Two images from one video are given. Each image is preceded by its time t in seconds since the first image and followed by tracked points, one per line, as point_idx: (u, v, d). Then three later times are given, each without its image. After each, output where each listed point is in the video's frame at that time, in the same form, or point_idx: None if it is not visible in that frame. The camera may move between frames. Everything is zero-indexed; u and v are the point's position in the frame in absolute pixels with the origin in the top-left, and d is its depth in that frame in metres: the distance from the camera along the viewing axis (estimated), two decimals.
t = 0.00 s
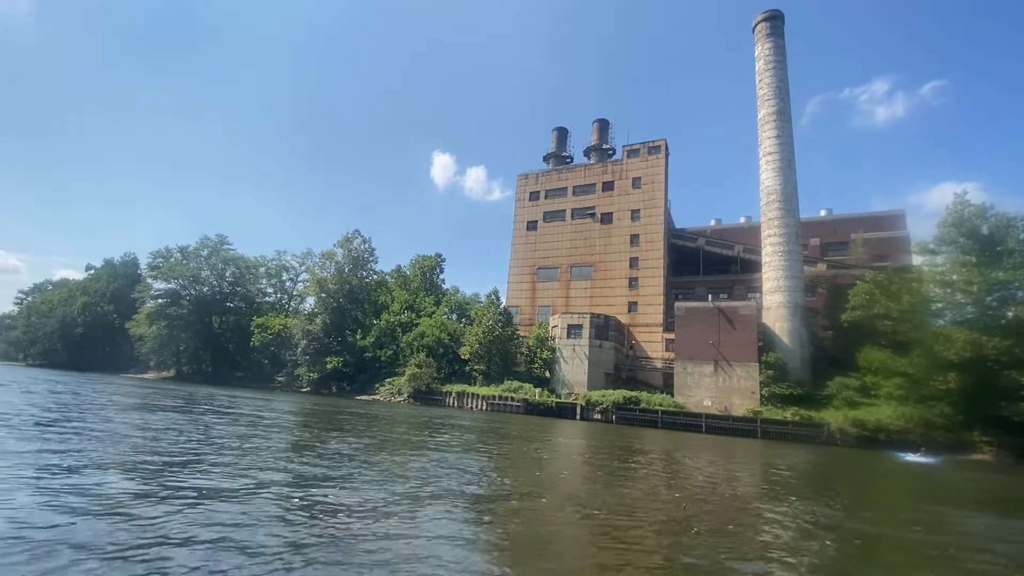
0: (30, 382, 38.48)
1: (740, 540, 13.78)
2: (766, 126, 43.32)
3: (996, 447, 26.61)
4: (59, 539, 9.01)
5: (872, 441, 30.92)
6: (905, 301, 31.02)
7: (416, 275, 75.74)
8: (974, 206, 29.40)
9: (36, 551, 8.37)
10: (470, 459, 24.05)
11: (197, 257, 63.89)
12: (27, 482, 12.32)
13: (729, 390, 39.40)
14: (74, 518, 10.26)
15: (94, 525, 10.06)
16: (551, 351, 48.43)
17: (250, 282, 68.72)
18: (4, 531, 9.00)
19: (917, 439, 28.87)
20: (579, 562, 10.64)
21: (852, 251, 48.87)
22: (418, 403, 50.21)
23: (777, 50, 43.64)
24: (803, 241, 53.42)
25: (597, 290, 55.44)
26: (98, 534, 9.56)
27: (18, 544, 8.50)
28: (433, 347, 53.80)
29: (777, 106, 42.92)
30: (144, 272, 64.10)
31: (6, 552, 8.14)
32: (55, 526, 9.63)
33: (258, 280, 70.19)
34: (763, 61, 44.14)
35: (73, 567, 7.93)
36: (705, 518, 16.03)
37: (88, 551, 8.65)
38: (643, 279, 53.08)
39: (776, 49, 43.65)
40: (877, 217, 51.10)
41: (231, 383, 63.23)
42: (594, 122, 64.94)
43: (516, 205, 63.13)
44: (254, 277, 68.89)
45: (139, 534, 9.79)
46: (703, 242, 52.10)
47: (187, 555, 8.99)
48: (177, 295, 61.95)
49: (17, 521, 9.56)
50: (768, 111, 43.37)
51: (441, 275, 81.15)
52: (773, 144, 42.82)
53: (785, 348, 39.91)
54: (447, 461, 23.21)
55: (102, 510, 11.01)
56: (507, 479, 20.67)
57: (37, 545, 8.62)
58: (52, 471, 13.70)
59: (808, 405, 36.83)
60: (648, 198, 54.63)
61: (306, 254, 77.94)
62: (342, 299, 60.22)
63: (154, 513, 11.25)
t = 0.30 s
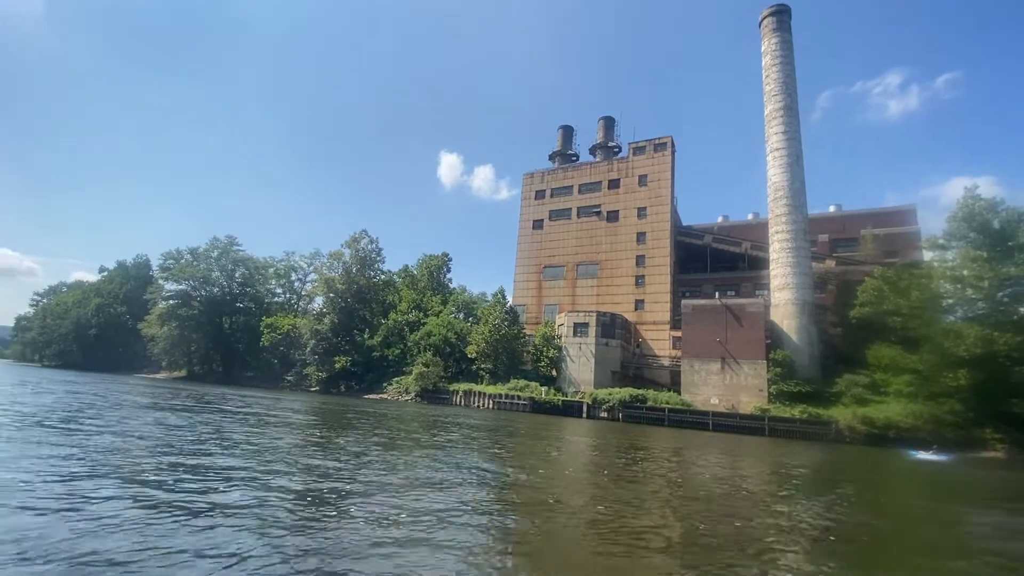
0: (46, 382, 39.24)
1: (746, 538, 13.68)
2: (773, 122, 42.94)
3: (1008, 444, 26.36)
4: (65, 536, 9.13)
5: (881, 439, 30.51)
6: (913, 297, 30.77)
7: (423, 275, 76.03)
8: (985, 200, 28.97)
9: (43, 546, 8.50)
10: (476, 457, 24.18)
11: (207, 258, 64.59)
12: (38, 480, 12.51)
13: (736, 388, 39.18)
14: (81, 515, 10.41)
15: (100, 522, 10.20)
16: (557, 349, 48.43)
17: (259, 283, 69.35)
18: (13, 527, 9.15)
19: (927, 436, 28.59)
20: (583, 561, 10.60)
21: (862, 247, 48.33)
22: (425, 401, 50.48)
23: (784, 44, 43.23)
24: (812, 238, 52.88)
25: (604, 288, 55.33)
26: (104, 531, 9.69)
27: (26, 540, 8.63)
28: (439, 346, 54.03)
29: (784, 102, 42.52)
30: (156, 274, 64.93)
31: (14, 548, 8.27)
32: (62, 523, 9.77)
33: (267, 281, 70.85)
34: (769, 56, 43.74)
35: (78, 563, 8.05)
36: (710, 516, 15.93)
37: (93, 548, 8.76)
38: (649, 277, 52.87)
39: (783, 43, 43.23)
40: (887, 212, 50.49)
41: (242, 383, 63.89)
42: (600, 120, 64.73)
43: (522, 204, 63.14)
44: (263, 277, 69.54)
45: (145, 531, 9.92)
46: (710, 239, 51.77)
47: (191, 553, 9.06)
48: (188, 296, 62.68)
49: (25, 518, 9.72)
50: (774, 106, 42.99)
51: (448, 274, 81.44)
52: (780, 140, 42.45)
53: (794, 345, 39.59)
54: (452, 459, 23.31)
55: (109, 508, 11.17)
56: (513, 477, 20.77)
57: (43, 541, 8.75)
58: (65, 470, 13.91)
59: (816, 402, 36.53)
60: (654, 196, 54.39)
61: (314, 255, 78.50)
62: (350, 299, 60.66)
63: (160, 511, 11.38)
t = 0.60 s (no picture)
0: (64, 382, 40.08)
1: (755, 536, 13.58)
2: (782, 116, 42.45)
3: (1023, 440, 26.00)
4: (80, 533, 9.29)
5: (893, 436, 29.90)
6: (925, 292, 30.00)
7: (431, 273, 76.37)
8: (999, 193, 28.43)
9: (58, 542, 8.69)
10: (483, 454, 24.31)
11: (219, 259, 65.39)
12: (55, 479, 12.76)
13: (745, 385, 38.92)
14: (94, 513, 10.59)
15: (114, 518, 10.39)
16: (565, 347, 48.40)
17: (270, 283, 70.13)
18: (28, 524, 9.33)
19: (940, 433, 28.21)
20: (590, 559, 10.59)
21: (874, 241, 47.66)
22: (434, 399, 50.82)
23: (792, 37, 42.68)
24: (822, 232, 52.26)
25: (611, 285, 55.16)
26: (117, 528, 9.85)
27: (42, 537, 8.81)
28: (448, 344, 54.28)
29: (793, 95, 42.02)
30: (169, 275, 65.90)
31: (30, 544, 8.46)
32: (77, 521, 9.96)
33: (278, 281, 71.61)
34: (778, 49, 43.21)
35: (92, 558, 8.21)
36: (719, 514, 15.85)
37: (107, 546, 8.90)
38: (658, 273, 52.61)
39: (792, 36, 42.69)
40: (899, 205, 49.73)
41: (254, 381, 64.76)
42: (607, 116, 64.42)
43: (529, 201, 63.11)
44: (274, 277, 70.29)
45: (157, 529, 10.07)
46: (719, 235, 51.37)
47: (202, 550, 9.18)
48: (201, 296, 63.51)
49: (42, 515, 9.97)
50: (783, 100, 42.49)
51: (456, 273, 81.73)
52: (789, 133, 41.94)
53: (803, 341, 39.19)
54: (460, 456, 23.46)
55: (122, 505, 11.37)
56: (519, 474, 20.88)
57: (57, 538, 8.92)
58: (82, 468, 14.19)
59: (827, 399, 36.17)
60: (662, 192, 54.05)
61: (323, 255, 79.12)
62: (360, 298, 61.15)
63: (173, 509, 11.58)
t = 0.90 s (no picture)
0: (83, 382, 40.99)
1: (766, 533, 13.47)
2: (792, 109, 41.87)
3: None
4: (98, 531, 9.49)
5: (909, 432, 29.99)
6: (940, 286, 29.78)
7: (441, 272, 76.73)
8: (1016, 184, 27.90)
9: (76, 540, 8.87)
10: (493, 451, 24.52)
11: (232, 260, 66.24)
12: (75, 478, 13.04)
13: (756, 381, 38.63)
14: (111, 511, 10.80)
15: (130, 516, 10.58)
16: (574, 344, 48.36)
17: (282, 283, 70.93)
18: (47, 522, 9.53)
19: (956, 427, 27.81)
20: (600, 556, 10.55)
21: (888, 235, 46.89)
22: (444, 397, 51.17)
23: (803, 28, 42.06)
24: (835, 226, 51.54)
25: (621, 282, 54.95)
26: (134, 526, 10.03)
27: (61, 534, 9.00)
28: (457, 342, 54.54)
29: (804, 87, 41.42)
30: (184, 276, 66.89)
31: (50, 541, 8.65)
32: (94, 519, 10.15)
33: (290, 280, 72.35)
34: (788, 41, 42.61)
35: (112, 553, 8.49)
36: (729, 511, 15.74)
37: (124, 543, 9.07)
38: (667, 270, 52.30)
39: (802, 27, 42.07)
40: (913, 198, 48.90)
41: (267, 380, 65.66)
42: (615, 112, 64.06)
43: (537, 199, 63.04)
44: (286, 277, 71.02)
45: (172, 526, 10.23)
46: (729, 230, 50.90)
47: (216, 547, 9.30)
48: (214, 296, 64.38)
49: (66, 511, 10.32)
50: (793, 93, 41.94)
51: (466, 271, 82.03)
52: (800, 127, 41.36)
53: (816, 337, 38.72)
54: (470, 454, 23.69)
55: (142, 501, 11.71)
56: (528, 470, 21.02)
57: (75, 535, 9.11)
58: (102, 467, 14.49)
59: (840, 395, 35.77)
60: (671, 187, 53.64)
61: (334, 254, 79.73)
62: (370, 297, 61.63)
63: (191, 505, 11.90)
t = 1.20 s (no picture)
0: (103, 381, 41.98)
1: (778, 530, 13.31)
2: (804, 100, 41.21)
3: None
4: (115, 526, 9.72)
5: (925, 428, 29.19)
6: (956, 278, 28.91)
7: (451, 270, 77.07)
8: None
9: (94, 535, 9.07)
10: (504, 447, 24.68)
11: (245, 260, 67.16)
12: (95, 475, 13.35)
13: (769, 377, 38.23)
14: (128, 506, 11.03)
15: (147, 512, 10.79)
16: (584, 341, 48.27)
17: (295, 282, 71.76)
18: (67, 518, 9.78)
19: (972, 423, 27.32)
20: (610, 553, 10.52)
21: (904, 227, 46.01)
22: (455, 394, 51.47)
23: (815, 18, 41.32)
24: (849, 219, 50.73)
25: (631, 278, 54.69)
26: (150, 522, 10.22)
27: (80, 529, 9.23)
28: (468, 339, 54.76)
29: (816, 79, 40.74)
30: (199, 277, 67.98)
31: (69, 535, 8.88)
32: (112, 514, 10.38)
33: (302, 280, 73.14)
34: (799, 31, 41.91)
35: (133, 546, 8.81)
36: (741, 508, 15.59)
37: (140, 537, 9.27)
38: (678, 265, 51.90)
39: (814, 17, 41.34)
40: (929, 189, 47.90)
41: (281, 378, 66.53)
42: (624, 107, 63.61)
43: (546, 196, 62.92)
44: (299, 277, 71.80)
45: (186, 522, 10.41)
46: (741, 225, 50.33)
47: (227, 543, 9.42)
48: (229, 296, 65.36)
49: (90, 506, 10.70)
50: (805, 84, 41.27)
51: (476, 269, 82.23)
52: (812, 118, 40.71)
53: (829, 332, 38.19)
54: (481, 450, 23.89)
55: (162, 496, 12.08)
56: (538, 467, 21.15)
57: (94, 530, 9.33)
58: (121, 464, 14.81)
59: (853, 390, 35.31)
60: (681, 182, 53.17)
61: (346, 254, 80.38)
62: (382, 296, 62.10)
63: (210, 500, 12.24)
